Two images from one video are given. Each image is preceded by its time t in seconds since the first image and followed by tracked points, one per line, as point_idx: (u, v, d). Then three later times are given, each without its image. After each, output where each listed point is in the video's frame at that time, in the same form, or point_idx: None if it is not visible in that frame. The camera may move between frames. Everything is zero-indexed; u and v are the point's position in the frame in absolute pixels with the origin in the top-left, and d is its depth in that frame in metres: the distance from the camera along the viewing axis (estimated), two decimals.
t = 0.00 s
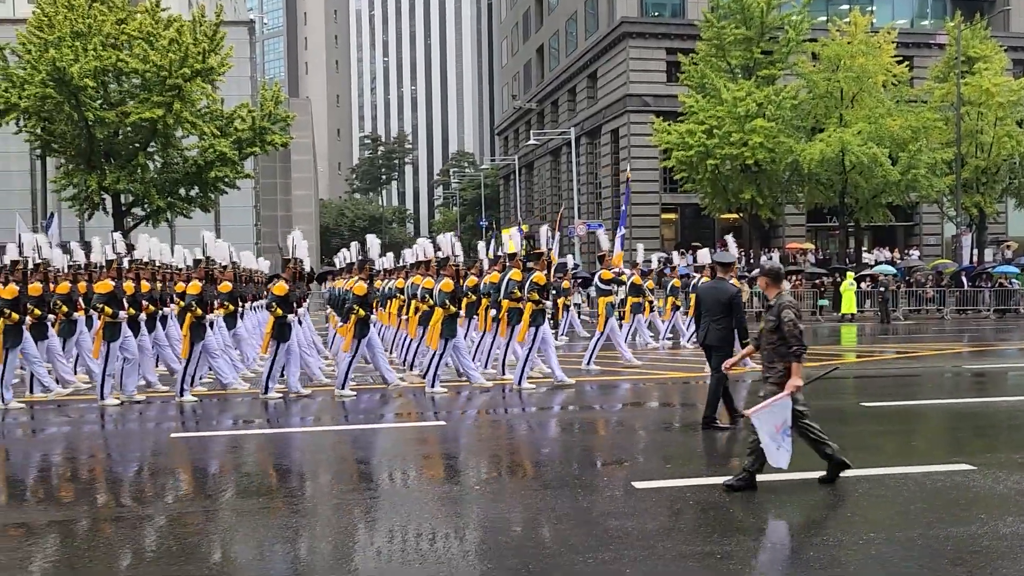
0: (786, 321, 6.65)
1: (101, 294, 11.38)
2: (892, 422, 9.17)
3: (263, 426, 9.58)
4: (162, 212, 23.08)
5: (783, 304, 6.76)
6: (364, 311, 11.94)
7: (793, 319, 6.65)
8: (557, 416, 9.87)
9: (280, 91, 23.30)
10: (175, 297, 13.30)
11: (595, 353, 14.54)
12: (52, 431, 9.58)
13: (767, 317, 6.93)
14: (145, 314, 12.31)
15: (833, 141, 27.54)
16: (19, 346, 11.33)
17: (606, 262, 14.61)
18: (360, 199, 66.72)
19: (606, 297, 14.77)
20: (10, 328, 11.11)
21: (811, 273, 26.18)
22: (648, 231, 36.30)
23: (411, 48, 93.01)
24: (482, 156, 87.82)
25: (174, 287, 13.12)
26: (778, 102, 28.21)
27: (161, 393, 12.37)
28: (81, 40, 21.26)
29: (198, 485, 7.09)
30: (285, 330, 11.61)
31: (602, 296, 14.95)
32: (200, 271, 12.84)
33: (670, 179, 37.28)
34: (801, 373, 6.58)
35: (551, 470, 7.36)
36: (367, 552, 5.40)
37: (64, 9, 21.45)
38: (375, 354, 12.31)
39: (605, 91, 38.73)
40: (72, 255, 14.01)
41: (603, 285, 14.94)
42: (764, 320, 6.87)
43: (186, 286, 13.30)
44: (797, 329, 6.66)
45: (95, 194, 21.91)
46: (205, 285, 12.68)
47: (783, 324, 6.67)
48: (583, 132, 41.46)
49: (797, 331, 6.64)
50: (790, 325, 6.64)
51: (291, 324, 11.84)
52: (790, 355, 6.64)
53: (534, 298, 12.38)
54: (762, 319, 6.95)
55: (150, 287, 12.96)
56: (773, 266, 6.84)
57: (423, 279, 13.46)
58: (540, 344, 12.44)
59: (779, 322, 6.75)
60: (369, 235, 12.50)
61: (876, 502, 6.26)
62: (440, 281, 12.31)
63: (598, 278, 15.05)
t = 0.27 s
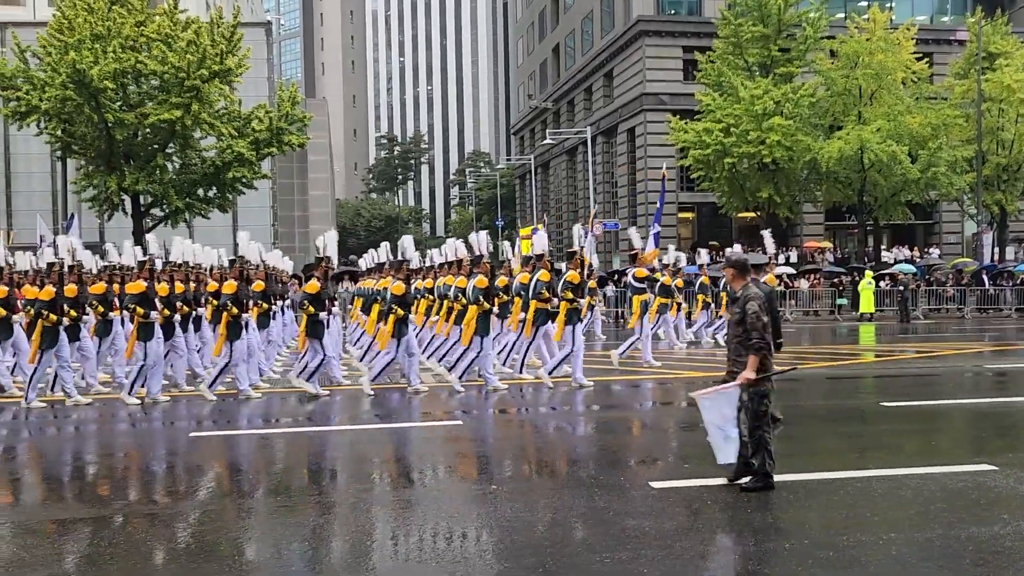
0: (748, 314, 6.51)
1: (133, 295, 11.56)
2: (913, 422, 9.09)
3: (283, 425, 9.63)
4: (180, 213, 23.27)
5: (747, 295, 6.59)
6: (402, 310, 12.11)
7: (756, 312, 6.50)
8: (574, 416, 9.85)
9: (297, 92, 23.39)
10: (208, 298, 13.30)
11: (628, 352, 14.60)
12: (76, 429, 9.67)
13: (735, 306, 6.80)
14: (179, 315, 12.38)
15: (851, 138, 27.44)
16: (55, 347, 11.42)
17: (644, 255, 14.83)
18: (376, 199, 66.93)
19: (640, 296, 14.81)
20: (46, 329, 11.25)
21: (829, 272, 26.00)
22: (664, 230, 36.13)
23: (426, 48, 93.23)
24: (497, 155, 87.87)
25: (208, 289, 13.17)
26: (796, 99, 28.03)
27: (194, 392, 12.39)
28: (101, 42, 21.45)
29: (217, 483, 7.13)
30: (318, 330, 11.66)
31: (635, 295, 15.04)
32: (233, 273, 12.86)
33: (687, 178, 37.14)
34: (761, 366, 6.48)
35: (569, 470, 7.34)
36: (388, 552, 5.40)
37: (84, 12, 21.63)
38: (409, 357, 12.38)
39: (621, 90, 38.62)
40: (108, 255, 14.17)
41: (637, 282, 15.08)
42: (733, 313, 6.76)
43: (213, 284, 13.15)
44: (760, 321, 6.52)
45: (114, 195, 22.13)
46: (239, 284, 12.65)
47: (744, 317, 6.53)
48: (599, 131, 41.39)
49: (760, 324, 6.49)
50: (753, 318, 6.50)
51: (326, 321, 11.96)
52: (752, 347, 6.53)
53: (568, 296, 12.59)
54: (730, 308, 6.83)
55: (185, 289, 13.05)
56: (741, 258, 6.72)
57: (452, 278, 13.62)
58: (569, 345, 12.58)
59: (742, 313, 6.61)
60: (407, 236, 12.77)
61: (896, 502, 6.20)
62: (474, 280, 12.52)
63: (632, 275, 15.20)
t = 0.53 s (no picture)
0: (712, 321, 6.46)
1: (173, 296, 11.66)
2: (937, 424, 9.00)
3: (304, 426, 9.70)
4: (202, 216, 23.50)
5: (712, 303, 6.55)
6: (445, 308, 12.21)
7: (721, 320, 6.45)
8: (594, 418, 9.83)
9: (317, 95, 23.52)
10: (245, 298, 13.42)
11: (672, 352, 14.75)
12: (102, 430, 9.79)
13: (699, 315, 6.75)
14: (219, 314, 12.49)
15: (872, 138, 27.12)
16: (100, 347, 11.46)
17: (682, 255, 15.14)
18: (394, 201, 67.17)
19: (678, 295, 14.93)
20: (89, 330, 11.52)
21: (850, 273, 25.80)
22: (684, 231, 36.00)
23: (445, 50, 93.48)
24: (516, 157, 87.91)
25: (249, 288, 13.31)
26: (816, 99, 27.83)
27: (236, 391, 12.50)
28: (124, 47, 21.67)
29: (238, 484, 7.18)
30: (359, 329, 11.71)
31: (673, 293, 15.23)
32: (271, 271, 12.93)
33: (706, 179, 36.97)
34: (725, 374, 6.40)
35: (590, 471, 7.33)
36: (410, 553, 5.41)
37: (107, 17, 21.87)
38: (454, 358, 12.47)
39: (640, 91, 38.53)
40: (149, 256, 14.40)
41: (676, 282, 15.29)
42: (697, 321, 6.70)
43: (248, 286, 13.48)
44: (725, 329, 6.47)
45: (137, 198, 22.39)
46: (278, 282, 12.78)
47: (710, 324, 6.48)
48: (617, 132, 41.32)
49: (725, 332, 6.44)
50: (718, 326, 6.45)
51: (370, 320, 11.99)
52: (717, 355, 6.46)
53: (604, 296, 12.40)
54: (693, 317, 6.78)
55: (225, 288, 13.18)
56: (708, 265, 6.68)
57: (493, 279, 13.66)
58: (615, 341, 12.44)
59: (706, 321, 6.56)
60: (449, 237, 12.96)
61: (920, 506, 6.14)
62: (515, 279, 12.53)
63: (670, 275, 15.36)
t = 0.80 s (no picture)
0: (689, 319, 6.50)
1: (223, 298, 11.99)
2: (965, 427, 8.88)
3: (328, 427, 9.77)
4: (227, 218, 23.75)
5: (686, 299, 6.59)
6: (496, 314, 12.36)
7: (696, 316, 6.50)
8: (617, 420, 9.82)
9: (341, 98, 23.67)
10: (290, 301, 13.56)
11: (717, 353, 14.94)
12: (131, 430, 9.94)
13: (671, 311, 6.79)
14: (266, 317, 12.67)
15: (898, 138, 26.86)
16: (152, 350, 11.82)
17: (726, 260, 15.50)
18: (417, 203, 67.41)
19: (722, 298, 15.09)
20: (139, 332, 11.82)
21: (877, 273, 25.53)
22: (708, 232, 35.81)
23: (467, 52, 93.80)
24: (538, 159, 87.91)
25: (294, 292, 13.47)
26: (842, 99, 27.58)
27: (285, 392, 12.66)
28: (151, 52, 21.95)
29: (265, 484, 7.25)
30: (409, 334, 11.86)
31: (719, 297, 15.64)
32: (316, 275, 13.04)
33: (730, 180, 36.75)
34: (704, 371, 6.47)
35: (614, 473, 7.33)
36: (435, 554, 5.44)
37: (135, 22, 22.16)
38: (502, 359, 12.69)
39: (663, 92, 38.39)
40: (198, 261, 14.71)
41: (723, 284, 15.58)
42: (669, 317, 6.74)
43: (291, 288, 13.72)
44: (701, 326, 6.52)
45: (164, 201, 22.68)
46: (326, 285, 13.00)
47: (685, 322, 6.52)
48: (640, 133, 41.21)
49: (701, 329, 6.49)
50: (693, 322, 6.50)
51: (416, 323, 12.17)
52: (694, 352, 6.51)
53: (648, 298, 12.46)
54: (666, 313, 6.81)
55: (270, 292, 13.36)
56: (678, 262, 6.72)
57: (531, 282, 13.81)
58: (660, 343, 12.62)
59: (681, 318, 6.60)
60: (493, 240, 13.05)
61: (949, 510, 6.05)
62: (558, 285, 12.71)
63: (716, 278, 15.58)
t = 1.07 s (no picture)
0: (665, 330, 6.30)
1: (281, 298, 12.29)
2: (1005, 432, 8.71)
3: (359, 429, 9.85)
4: (260, 221, 24.04)
5: (661, 309, 6.40)
6: (550, 313, 12.37)
7: (672, 326, 6.30)
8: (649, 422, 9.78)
9: (371, 101, 23.84)
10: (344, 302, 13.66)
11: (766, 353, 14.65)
12: (164, 430, 10.09)
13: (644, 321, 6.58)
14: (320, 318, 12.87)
15: (934, 137, 26.39)
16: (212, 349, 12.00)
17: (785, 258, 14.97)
18: (447, 205, 67.68)
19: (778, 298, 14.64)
20: (201, 332, 11.94)
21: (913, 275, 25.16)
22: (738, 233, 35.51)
23: (496, 55, 94.02)
24: (567, 160, 87.81)
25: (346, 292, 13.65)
26: (876, 97, 27.22)
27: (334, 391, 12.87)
28: (186, 58, 22.27)
29: (297, 484, 7.32)
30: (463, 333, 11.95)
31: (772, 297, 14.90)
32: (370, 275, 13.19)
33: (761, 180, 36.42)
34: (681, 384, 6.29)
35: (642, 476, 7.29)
36: (462, 556, 5.44)
37: (170, 29, 22.50)
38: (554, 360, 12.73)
39: (693, 92, 38.15)
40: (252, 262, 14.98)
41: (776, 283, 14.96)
42: (643, 326, 6.53)
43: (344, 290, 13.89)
44: (676, 337, 6.32)
45: (198, 205, 23.01)
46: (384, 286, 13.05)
47: (661, 333, 6.31)
48: (670, 134, 40.99)
49: (677, 340, 6.30)
50: (669, 333, 6.29)
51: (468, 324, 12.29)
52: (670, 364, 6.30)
53: (704, 299, 13.05)
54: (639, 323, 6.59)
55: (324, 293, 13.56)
56: (653, 270, 6.50)
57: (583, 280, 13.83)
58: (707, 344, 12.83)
59: (656, 329, 6.39)
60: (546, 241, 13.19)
61: (988, 515, 5.95)
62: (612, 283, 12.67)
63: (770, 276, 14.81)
